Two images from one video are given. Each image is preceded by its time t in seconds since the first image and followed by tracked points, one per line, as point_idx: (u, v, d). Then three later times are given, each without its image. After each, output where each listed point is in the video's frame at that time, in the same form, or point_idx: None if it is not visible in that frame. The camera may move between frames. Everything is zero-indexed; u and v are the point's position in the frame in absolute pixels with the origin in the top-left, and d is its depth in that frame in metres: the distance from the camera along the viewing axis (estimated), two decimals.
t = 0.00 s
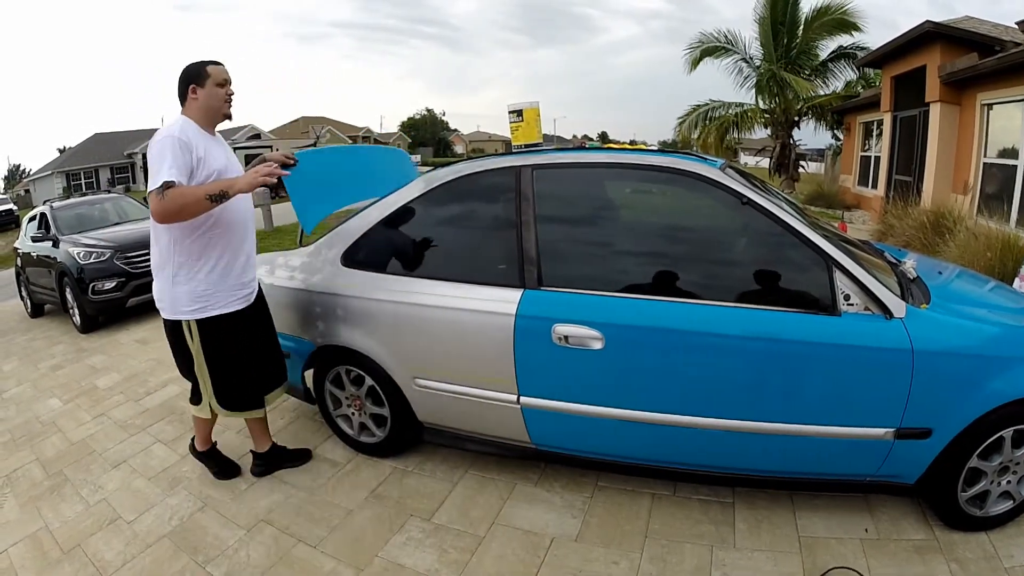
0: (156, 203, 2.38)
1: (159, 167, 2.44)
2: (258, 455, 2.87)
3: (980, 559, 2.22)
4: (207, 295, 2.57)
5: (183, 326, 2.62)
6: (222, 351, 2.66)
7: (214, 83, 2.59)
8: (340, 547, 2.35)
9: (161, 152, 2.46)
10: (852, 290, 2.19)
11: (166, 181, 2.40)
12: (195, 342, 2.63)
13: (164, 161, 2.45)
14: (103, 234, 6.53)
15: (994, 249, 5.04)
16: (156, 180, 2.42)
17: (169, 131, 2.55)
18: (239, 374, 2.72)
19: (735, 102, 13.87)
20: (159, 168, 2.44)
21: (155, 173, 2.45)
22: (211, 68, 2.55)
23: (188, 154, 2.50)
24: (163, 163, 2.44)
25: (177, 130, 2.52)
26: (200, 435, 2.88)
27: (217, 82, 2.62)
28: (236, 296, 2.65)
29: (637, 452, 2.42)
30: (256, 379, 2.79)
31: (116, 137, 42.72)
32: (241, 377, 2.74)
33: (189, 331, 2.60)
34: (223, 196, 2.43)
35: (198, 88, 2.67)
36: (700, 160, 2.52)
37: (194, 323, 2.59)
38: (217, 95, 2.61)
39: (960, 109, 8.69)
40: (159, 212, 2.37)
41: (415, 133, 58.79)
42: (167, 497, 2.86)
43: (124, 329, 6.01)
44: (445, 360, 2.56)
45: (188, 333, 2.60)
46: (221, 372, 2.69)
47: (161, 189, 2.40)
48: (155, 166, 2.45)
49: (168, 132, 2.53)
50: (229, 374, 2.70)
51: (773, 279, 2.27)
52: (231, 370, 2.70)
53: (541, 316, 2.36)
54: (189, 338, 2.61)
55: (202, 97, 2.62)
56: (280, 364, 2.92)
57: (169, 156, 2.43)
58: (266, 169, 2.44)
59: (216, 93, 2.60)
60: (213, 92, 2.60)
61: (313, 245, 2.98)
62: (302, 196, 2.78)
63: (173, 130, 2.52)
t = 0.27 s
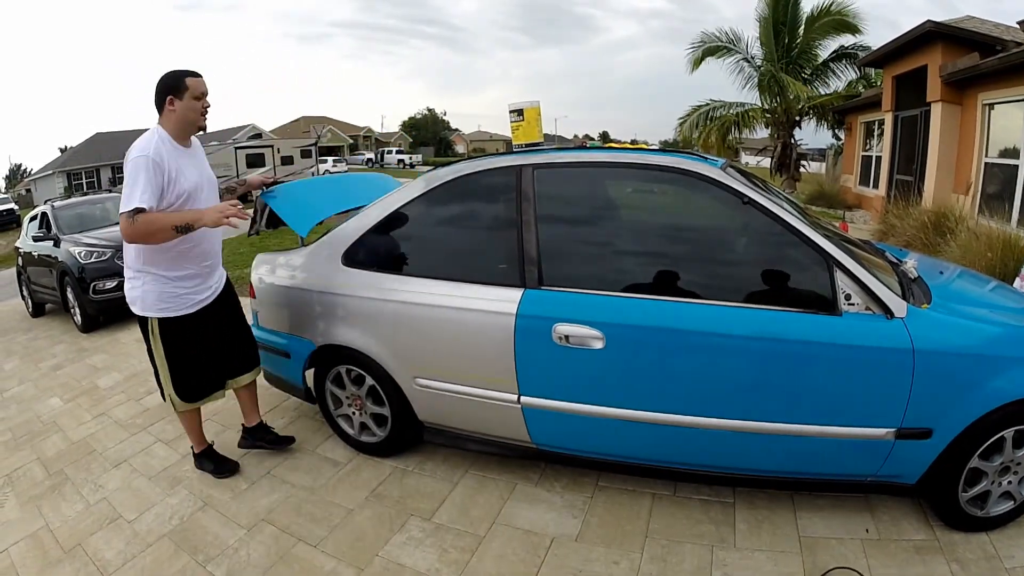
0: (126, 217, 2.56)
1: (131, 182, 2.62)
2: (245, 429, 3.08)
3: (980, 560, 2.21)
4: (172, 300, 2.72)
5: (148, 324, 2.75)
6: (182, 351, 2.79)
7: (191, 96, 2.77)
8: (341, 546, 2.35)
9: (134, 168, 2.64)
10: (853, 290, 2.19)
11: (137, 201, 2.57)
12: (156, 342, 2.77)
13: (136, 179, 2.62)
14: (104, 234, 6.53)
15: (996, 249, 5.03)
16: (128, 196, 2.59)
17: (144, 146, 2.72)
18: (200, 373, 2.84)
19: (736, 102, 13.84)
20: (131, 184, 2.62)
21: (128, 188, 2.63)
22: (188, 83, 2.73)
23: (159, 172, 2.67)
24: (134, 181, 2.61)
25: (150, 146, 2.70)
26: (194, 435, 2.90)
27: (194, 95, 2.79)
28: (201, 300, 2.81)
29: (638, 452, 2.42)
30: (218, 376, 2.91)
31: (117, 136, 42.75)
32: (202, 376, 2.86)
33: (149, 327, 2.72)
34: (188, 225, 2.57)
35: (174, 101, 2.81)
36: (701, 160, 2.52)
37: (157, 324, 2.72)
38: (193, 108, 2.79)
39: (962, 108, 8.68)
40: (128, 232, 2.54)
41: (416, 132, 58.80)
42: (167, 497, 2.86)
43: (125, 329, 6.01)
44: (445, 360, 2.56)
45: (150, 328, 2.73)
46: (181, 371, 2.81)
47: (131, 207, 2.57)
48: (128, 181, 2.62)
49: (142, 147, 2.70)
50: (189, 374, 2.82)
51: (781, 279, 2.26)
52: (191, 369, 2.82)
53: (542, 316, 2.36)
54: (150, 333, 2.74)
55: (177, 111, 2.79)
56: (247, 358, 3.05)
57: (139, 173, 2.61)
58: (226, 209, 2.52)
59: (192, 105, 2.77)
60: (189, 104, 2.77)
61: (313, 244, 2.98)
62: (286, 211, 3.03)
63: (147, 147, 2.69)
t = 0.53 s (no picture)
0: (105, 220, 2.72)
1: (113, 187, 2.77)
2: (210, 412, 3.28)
3: (980, 559, 2.22)
4: (163, 293, 2.84)
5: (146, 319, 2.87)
6: (179, 345, 2.93)
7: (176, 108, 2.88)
8: (340, 546, 2.34)
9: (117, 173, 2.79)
10: (852, 290, 2.19)
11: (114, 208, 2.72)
12: (155, 336, 2.89)
13: (117, 186, 2.76)
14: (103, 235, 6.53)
15: (995, 249, 5.03)
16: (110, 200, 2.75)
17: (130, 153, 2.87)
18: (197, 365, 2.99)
19: (736, 102, 13.83)
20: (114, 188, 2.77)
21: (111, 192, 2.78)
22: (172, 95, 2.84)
23: (138, 178, 2.79)
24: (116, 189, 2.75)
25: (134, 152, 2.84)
26: (194, 428, 2.99)
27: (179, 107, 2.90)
28: (189, 293, 2.94)
29: (637, 452, 2.42)
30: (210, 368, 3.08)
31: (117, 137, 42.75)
32: (197, 369, 3.02)
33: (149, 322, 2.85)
34: (153, 241, 2.68)
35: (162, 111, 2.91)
36: (700, 160, 2.52)
37: (155, 318, 2.85)
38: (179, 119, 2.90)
39: (961, 108, 8.68)
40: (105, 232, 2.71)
41: (416, 133, 58.82)
42: (166, 497, 2.86)
43: (125, 329, 6.01)
44: (444, 360, 2.55)
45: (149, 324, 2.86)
46: (179, 364, 2.94)
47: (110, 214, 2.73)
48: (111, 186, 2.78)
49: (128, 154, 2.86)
50: (187, 366, 2.95)
51: (785, 279, 2.26)
52: (189, 361, 2.97)
53: (542, 316, 2.36)
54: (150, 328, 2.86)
55: (164, 121, 2.91)
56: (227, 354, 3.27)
57: (119, 178, 2.75)
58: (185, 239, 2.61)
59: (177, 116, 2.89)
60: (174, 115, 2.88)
61: (313, 244, 2.98)
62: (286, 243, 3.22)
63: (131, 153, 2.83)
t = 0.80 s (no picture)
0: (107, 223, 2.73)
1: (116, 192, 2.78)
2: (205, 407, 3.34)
3: (978, 561, 2.22)
4: (165, 292, 2.87)
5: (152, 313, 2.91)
6: (183, 337, 2.97)
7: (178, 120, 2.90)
8: (340, 546, 2.35)
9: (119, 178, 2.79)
10: (852, 291, 2.19)
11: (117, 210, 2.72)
12: (161, 329, 2.92)
13: (119, 189, 2.77)
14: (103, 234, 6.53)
15: (995, 250, 5.03)
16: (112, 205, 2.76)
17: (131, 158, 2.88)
18: (200, 357, 3.02)
19: (737, 103, 13.80)
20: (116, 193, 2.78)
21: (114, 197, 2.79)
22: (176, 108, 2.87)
23: (141, 183, 2.80)
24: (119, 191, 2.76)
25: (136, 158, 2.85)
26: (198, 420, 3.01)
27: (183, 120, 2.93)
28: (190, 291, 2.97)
29: (637, 452, 2.42)
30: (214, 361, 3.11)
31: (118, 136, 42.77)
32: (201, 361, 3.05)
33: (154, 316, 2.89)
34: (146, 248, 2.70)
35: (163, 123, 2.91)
36: (701, 161, 2.52)
37: (160, 312, 2.88)
38: (181, 132, 2.92)
39: (962, 109, 8.68)
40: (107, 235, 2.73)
41: (417, 132, 58.84)
42: (166, 496, 2.86)
43: (126, 328, 6.00)
44: (444, 360, 2.56)
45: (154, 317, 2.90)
46: (184, 356, 2.98)
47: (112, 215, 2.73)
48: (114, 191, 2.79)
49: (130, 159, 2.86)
50: (192, 358, 2.99)
51: (785, 280, 2.26)
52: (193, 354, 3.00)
53: (542, 317, 2.35)
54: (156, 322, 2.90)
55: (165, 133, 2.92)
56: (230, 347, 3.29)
57: (122, 183, 2.77)
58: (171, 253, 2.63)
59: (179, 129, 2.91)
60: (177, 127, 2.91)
61: (313, 243, 2.98)
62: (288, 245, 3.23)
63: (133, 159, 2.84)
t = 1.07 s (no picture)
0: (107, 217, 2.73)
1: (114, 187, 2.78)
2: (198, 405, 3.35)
3: (982, 561, 2.20)
4: (163, 286, 2.88)
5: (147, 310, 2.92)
6: (176, 334, 2.98)
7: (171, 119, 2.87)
8: (343, 547, 2.33)
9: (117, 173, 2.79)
10: (857, 292, 2.18)
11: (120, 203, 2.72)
12: (154, 325, 2.94)
13: (118, 184, 2.77)
14: (104, 233, 6.51)
15: (997, 250, 5.02)
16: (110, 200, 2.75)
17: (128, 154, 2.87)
18: (193, 354, 3.02)
19: (738, 103, 13.76)
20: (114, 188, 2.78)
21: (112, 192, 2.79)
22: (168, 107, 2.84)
23: (139, 177, 2.80)
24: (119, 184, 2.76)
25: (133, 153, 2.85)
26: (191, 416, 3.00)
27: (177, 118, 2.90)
28: (187, 284, 2.97)
29: (641, 453, 2.41)
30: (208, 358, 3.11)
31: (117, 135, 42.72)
32: (195, 359, 3.06)
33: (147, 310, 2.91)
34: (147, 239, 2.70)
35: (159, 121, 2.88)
36: (705, 160, 2.50)
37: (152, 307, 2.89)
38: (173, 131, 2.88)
39: (963, 109, 8.68)
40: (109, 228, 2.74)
41: (417, 132, 58.82)
42: (168, 496, 2.85)
43: (127, 328, 5.99)
44: (447, 360, 2.54)
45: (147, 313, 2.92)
46: (176, 352, 2.99)
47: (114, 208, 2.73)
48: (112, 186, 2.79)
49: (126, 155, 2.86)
50: (184, 353, 2.99)
51: (791, 280, 2.24)
52: (185, 349, 3.01)
53: (547, 317, 2.34)
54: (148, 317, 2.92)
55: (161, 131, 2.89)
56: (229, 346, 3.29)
57: (120, 177, 2.76)
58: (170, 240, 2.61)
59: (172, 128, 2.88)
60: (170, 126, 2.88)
61: (315, 243, 2.97)
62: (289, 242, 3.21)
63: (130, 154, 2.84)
